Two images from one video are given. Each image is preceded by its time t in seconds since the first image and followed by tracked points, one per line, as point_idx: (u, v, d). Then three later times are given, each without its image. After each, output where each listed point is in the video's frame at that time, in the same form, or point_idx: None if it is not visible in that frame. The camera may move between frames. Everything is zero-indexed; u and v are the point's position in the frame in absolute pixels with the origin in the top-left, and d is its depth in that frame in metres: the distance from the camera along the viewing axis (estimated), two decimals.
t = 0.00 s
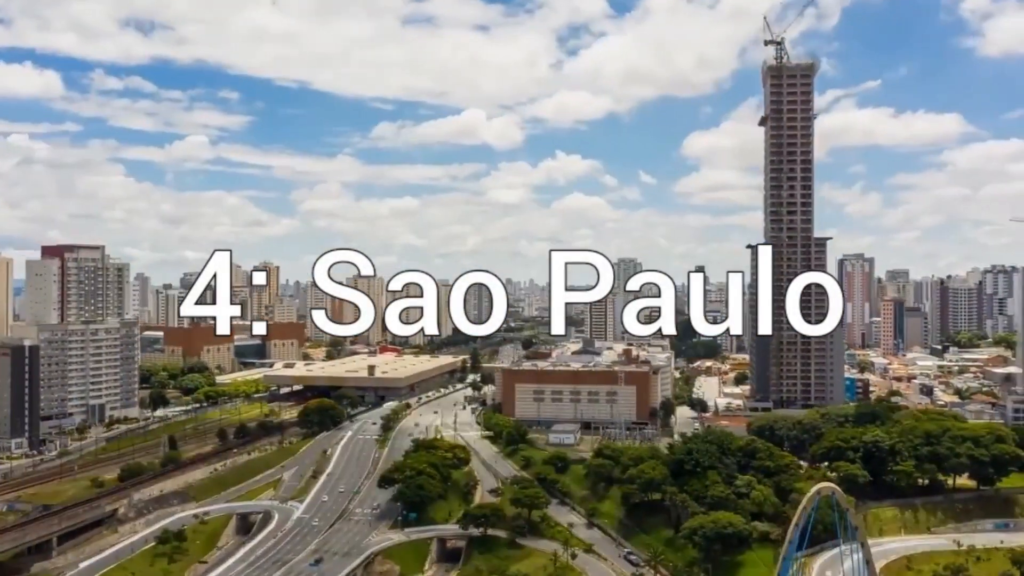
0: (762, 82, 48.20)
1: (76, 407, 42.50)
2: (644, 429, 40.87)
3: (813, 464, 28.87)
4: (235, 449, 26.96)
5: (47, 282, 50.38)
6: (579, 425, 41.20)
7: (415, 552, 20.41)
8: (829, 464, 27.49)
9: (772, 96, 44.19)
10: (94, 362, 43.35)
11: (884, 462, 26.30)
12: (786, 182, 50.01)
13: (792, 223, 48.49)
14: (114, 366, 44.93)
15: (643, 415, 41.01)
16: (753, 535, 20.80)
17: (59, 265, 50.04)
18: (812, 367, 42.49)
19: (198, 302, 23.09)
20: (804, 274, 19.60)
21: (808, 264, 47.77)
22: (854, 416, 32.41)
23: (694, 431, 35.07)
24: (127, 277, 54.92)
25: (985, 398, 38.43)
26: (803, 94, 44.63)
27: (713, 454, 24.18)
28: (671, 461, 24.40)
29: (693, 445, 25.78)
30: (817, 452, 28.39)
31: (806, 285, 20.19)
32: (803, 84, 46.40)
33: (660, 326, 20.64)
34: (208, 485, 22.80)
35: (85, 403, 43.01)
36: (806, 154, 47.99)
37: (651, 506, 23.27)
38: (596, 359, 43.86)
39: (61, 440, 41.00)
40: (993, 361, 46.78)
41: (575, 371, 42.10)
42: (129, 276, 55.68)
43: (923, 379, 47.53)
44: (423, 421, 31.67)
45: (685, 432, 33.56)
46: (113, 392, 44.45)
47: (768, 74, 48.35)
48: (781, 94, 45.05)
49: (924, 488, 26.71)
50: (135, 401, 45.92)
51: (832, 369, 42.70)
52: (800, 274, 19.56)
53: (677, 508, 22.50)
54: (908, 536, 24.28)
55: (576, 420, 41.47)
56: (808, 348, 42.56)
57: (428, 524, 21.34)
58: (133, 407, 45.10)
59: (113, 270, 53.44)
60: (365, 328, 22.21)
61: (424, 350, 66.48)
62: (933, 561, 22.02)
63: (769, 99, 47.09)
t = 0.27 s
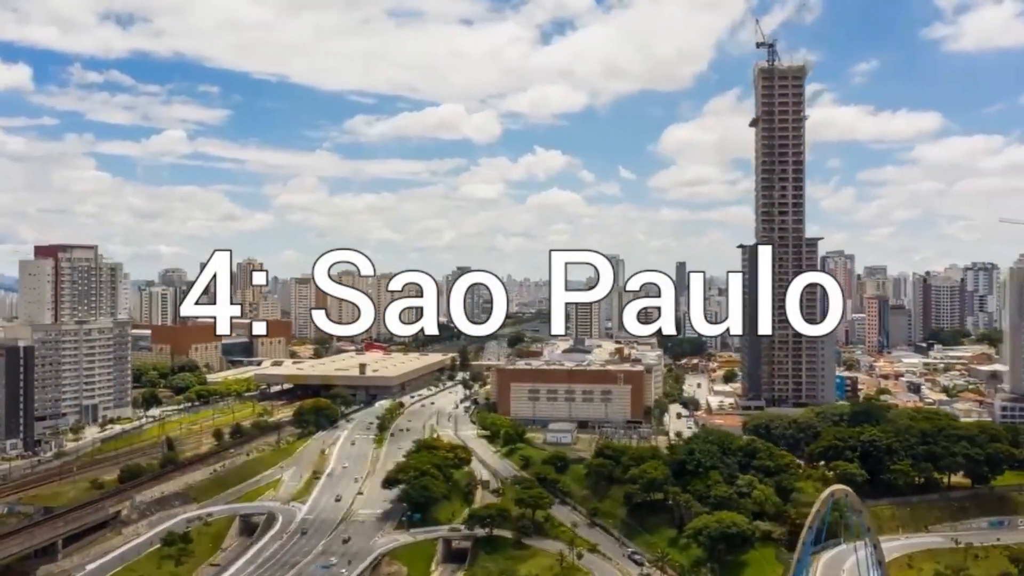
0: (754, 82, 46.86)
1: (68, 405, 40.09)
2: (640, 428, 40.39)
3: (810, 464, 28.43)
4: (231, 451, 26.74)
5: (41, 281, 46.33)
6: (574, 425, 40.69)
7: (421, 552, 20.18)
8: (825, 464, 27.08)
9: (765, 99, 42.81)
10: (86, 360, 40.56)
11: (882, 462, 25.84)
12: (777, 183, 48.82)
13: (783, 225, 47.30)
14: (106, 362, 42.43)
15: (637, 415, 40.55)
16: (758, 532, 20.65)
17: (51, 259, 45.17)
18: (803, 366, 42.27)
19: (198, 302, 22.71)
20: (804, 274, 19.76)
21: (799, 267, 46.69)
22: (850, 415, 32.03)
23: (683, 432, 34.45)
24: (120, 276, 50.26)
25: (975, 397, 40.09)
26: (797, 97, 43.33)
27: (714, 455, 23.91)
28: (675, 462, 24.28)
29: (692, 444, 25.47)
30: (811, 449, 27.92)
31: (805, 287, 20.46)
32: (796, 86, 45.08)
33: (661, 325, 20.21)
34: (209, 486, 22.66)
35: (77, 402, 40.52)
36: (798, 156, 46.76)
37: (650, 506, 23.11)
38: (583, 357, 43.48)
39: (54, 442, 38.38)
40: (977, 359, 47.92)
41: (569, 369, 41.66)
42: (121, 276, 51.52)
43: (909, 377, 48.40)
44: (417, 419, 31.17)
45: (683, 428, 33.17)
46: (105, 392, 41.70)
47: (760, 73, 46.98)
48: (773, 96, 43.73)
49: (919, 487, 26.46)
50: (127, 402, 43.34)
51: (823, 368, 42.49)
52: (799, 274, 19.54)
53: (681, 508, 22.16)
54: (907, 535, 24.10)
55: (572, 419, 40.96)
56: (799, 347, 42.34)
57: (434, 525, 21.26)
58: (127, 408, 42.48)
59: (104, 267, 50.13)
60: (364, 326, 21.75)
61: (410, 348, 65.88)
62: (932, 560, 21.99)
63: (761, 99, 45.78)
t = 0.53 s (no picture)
0: (747, 83, 46.04)
1: (65, 406, 40.00)
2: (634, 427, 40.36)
3: (807, 463, 28.08)
4: (227, 450, 26.52)
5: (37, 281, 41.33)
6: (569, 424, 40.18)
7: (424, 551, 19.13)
8: (823, 463, 26.87)
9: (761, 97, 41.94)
10: (80, 361, 40.39)
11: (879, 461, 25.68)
12: (769, 187, 47.70)
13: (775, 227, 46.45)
14: (101, 363, 42.33)
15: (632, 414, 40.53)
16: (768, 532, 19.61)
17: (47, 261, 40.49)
18: (796, 365, 42.26)
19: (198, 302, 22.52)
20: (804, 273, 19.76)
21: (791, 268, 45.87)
22: (845, 414, 31.57)
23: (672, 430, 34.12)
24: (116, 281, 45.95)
25: (964, 396, 41.68)
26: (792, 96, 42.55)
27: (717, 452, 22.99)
28: (676, 458, 23.23)
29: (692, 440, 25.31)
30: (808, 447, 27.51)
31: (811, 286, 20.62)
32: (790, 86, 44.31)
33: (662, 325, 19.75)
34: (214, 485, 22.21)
35: (73, 402, 40.51)
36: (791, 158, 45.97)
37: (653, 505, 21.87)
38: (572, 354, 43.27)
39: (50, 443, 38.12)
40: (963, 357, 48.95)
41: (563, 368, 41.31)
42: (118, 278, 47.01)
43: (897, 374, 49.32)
44: (412, 417, 30.85)
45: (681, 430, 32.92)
46: (99, 394, 41.52)
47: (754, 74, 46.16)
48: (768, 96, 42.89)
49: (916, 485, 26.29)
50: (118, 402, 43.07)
51: (815, 366, 42.54)
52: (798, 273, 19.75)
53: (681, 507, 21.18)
54: (905, 531, 23.96)
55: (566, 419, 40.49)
56: (792, 346, 42.42)
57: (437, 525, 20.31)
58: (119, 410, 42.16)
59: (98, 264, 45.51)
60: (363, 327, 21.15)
61: (396, 346, 65.30)
62: (933, 557, 22.05)
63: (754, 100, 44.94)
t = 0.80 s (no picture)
0: (738, 83, 44.98)
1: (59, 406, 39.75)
2: (627, 426, 40.31)
3: (803, 462, 28.33)
4: (224, 450, 26.48)
5: (30, 281, 40.49)
6: (563, 423, 40.21)
7: (431, 554, 18.86)
8: (821, 462, 27.17)
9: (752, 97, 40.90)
10: (74, 360, 40.03)
11: (875, 459, 26.02)
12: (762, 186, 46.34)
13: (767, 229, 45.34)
14: (95, 362, 42.09)
15: (625, 412, 40.49)
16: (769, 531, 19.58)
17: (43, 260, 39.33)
18: (786, 364, 42.42)
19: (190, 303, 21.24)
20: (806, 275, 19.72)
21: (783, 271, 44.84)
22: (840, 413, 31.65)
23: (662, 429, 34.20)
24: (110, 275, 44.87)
25: (950, 393, 42.31)
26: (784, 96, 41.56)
27: (718, 452, 22.93)
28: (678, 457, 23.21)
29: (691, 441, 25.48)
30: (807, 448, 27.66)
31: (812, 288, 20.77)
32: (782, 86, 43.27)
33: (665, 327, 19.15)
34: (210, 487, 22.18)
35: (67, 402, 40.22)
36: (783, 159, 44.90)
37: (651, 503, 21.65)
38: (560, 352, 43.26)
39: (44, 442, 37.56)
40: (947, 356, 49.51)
41: (555, 366, 41.32)
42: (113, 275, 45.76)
43: (882, 372, 49.82)
44: (408, 417, 30.82)
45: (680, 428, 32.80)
46: (92, 393, 41.15)
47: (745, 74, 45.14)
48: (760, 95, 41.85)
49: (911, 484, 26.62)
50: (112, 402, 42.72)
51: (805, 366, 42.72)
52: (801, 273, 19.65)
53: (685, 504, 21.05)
54: (899, 529, 24.27)
55: (560, 418, 40.50)
56: (783, 345, 42.77)
57: (441, 526, 20.00)
58: (113, 408, 41.83)
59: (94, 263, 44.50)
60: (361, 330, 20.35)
61: (381, 343, 65.16)
62: (930, 555, 22.28)
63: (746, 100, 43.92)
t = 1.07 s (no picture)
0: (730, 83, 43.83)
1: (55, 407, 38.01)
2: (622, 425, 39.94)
3: (799, 461, 28.58)
4: (221, 450, 26.50)
5: (26, 281, 41.44)
6: (558, 423, 39.86)
7: (435, 553, 18.97)
8: (817, 461, 27.44)
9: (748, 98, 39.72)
10: (70, 359, 38.13)
11: (871, 458, 26.29)
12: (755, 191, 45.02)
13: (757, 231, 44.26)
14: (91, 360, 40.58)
15: (619, 411, 40.12)
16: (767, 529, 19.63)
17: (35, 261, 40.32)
18: (778, 365, 43.66)
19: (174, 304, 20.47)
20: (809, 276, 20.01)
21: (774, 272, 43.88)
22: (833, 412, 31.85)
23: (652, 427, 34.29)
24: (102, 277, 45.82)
25: (939, 392, 43.01)
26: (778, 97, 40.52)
27: (718, 452, 22.78)
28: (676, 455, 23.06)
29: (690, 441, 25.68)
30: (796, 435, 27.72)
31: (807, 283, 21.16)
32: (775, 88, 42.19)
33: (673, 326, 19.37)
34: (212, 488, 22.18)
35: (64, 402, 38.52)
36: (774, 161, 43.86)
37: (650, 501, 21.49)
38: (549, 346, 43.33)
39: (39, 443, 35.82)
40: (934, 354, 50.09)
41: (546, 365, 41.20)
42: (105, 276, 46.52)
43: (869, 370, 50.27)
44: (404, 417, 30.79)
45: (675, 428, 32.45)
46: (87, 394, 39.40)
47: (737, 75, 44.02)
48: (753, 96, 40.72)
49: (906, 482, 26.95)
50: (107, 402, 40.93)
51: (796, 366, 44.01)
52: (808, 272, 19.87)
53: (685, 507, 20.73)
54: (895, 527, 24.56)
55: (556, 417, 40.13)
56: (775, 344, 43.88)
57: (445, 526, 20.12)
58: (108, 410, 40.13)
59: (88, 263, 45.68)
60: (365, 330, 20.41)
61: (368, 341, 65.04)
62: (927, 552, 22.53)
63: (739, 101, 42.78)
